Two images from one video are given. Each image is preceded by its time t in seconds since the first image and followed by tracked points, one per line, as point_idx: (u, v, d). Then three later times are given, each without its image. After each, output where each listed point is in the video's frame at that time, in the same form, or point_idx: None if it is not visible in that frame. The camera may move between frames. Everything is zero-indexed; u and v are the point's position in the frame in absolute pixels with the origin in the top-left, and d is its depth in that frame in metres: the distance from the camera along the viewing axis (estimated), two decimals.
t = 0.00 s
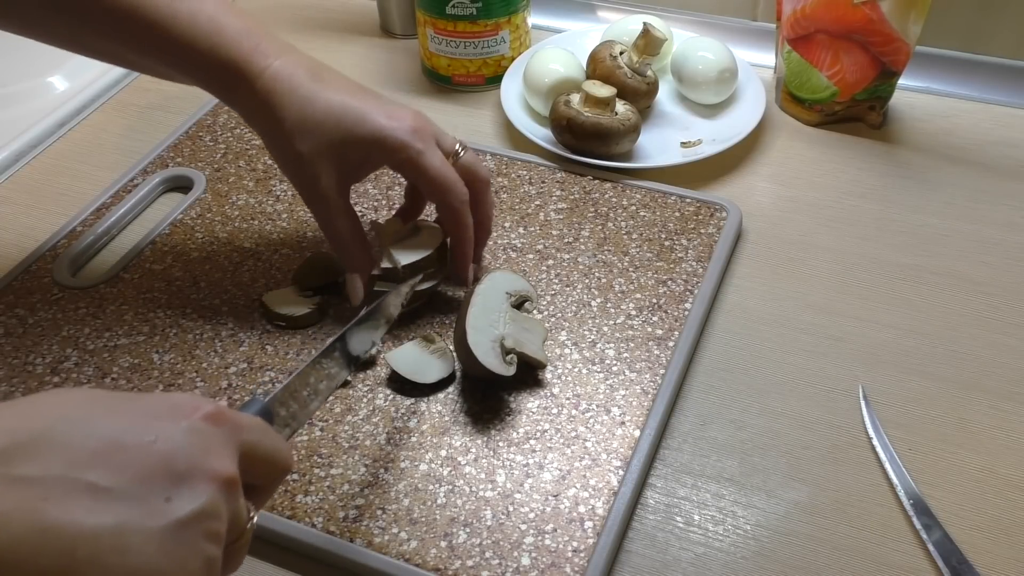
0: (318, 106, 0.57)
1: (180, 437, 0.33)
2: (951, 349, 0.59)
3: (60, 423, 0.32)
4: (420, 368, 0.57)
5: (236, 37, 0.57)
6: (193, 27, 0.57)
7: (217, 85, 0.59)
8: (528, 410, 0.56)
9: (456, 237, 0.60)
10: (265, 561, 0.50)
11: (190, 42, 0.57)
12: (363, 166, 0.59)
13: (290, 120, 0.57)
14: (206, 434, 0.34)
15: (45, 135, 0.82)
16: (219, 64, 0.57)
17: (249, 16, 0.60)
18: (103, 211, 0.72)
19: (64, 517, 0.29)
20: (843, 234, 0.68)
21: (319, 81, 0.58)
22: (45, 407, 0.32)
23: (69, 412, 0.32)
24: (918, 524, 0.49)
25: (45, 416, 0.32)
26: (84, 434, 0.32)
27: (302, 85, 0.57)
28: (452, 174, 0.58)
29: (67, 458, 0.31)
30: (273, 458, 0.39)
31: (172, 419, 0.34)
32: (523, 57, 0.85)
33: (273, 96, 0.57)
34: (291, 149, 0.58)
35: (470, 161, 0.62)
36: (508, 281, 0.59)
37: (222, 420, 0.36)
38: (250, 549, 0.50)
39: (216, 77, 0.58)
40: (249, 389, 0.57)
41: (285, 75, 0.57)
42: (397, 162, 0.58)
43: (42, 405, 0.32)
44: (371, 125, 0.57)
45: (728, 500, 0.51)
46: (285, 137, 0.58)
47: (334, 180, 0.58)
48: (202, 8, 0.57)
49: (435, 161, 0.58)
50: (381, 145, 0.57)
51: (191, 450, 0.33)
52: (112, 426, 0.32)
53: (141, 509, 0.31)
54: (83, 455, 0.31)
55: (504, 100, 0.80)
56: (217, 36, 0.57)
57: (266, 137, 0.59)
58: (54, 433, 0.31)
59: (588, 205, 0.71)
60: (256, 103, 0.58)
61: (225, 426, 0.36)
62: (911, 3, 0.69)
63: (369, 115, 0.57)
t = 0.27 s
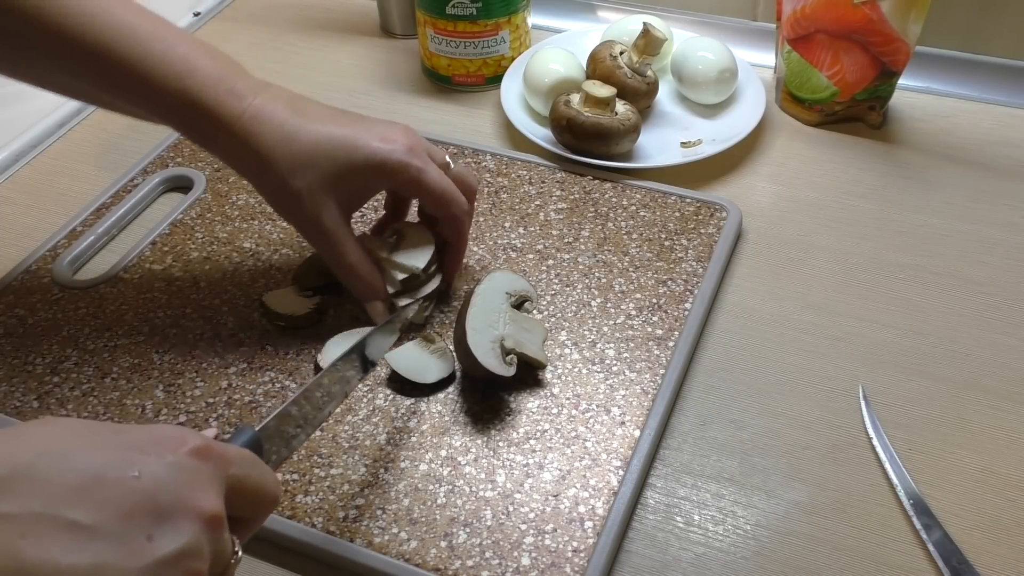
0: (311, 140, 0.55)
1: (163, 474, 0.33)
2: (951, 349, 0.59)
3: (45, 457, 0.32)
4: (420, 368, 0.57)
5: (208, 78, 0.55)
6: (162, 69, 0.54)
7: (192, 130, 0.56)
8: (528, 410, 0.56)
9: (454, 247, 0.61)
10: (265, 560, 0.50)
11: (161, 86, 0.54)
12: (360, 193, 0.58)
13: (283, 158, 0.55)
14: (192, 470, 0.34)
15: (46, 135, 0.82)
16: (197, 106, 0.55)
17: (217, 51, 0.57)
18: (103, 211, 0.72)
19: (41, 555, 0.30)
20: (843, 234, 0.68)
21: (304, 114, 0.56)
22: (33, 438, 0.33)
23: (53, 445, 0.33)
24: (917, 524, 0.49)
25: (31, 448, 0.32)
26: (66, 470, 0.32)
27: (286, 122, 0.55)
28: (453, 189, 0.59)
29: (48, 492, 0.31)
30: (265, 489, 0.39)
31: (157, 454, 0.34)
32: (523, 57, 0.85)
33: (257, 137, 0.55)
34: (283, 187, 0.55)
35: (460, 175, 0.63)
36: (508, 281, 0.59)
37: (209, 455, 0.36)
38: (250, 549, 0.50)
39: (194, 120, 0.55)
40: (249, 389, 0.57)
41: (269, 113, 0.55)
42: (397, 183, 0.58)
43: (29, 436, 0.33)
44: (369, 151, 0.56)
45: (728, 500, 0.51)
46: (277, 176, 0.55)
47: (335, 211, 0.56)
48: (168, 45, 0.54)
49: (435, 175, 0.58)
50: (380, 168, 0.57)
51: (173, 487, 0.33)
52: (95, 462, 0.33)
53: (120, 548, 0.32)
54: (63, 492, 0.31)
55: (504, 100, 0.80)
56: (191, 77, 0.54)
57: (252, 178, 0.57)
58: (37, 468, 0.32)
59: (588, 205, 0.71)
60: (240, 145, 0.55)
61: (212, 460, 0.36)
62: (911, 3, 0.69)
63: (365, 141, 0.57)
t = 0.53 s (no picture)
0: (298, 167, 0.55)
1: (168, 477, 0.33)
2: (951, 349, 0.59)
3: (50, 458, 0.32)
4: (420, 368, 0.57)
5: (188, 125, 0.55)
6: (138, 118, 0.54)
7: (181, 176, 0.56)
8: (528, 410, 0.56)
9: (454, 250, 0.61)
10: (265, 561, 0.50)
11: (143, 134, 0.54)
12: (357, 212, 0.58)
13: (274, 190, 0.55)
14: (197, 472, 0.35)
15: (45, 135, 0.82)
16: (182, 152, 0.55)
17: (191, 98, 0.58)
18: (103, 212, 0.72)
19: (46, 557, 0.30)
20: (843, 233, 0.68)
21: (285, 146, 0.57)
22: (38, 440, 0.33)
23: (58, 447, 0.33)
24: (918, 524, 0.49)
25: (36, 449, 0.32)
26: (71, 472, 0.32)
27: (270, 155, 0.56)
28: (446, 193, 0.59)
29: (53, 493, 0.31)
30: (270, 490, 0.39)
31: (162, 456, 0.34)
32: (523, 57, 0.85)
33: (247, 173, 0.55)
34: (283, 220, 0.55)
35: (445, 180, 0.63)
36: (508, 281, 0.59)
37: (215, 457, 0.36)
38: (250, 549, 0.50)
39: (184, 164, 0.55)
40: (250, 389, 0.57)
41: (252, 149, 0.56)
42: (391, 195, 0.58)
43: (34, 437, 0.33)
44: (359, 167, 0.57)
45: (728, 500, 0.51)
46: (274, 210, 0.55)
47: (336, 233, 0.56)
48: (142, 93, 0.55)
49: (425, 181, 0.58)
50: (371, 182, 0.57)
51: (178, 490, 0.33)
52: (99, 465, 0.33)
53: (125, 551, 0.32)
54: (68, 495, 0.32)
55: (504, 100, 0.80)
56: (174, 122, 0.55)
57: (248, 218, 0.56)
58: (42, 469, 0.32)
59: (588, 205, 0.71)
60: (231, 183, 0.55)
61: (218, 461, 0.36)
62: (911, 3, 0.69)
63: (354, 158, 0.57)
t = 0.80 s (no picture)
0: (322, 125, 0.57)
1: (162, 463, 0.34)
2: (951, 349, 0.59)
3: (45, 445, 0.33)
4: (420, 368, 0.57)
5: (229, 62, 0.57)
6: (183, 54, 0.57)
7: (215, 111, 0.59)
8: (528, 410, 0.56)
9: (458, 243, 0.61)
10: (264, 560, 0.50)
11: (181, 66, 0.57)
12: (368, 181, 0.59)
13: (295, 139, 0.57)
14: (191, 459, 0.35)
15: (45, 135, 0.82)
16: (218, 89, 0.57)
17: (236, 39, 0.60)
18: (103, 212, 0.72)
19: (40, 542, 0.31)
20: (843, 234, 0.68)
21: (319, 100, 0.58)
22: (32, 425, 0.33)
23: (53, 433, 0.33)
24: (917, 524, 0.49)
25: (30, 436, 0.33)
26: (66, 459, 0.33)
27: (300, 106, 0.57)
28: (458, 181, 0.59)
29: (48, 480, 0.32)
30: (262, 477, 0.40)
31: (157, 442, 0.35)
32: (523, 57, 0.85)
33: (272, 117, 0.57)
34: (294, 166, 0.57)
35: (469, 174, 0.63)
36: (508, 281, 0.59)
37: (209, 443, 0.36)
38: (249, 549, 0.50)
39: (214, 99, 0.58)
40: (250, 389, 0.57)
41: (283, 97, 0.57)
42: (404, 172, 0.58)
43: (28, 423, 0.33)
44: (379, 139, 0.57)
45: (728, 500, 0.51)
46: (288, 155, 0.57)
47: (343, 195, 0.57)
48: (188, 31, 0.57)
49: (441, 168, 0.58)
50: (388, 156, 0.57)
51: (172, 476, 0.34)
52: (94, 451, 0.33)
53: (118, 536, 0.32)
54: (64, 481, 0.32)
55: (504, 100, 0.80)
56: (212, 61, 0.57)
57: (268, 160, 0.58)
58: (37, 456, 0.32)
59: (588, 205, 0.71)
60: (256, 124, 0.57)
61: (212, 448, 0.37)
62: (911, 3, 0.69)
63: (376, 129, 0.58)
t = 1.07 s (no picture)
0: (302, 105, 0.58)
1: (187, 447, 0.34)
2: (951, 349, 0.59)
3: (68, 431, 0.32)
4: (420, 368, 0.57)
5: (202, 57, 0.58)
6: (156, 48, 0.57)
7: (195, 106, 0.59)
8: (528, 410, 0.56)
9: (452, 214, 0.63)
10: (264, 561, 0.50)
11: (159, 64, 0.57)
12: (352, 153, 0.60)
13: (277, 125, 0.58)
14: (214, 443, 0.35)
15: (45, 135, 0.82)
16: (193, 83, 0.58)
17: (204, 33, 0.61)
18: (103, 211, 0.72)
19: (70, 526, 0.30)
20: (843, 234, 0.68)
21: (294, 84, 0.59)
22: (53, 414, 0.32)
23: (76, 419, 0.32)
24: (917, 524, 0.49)
25: (53, 423, 0.32)
26: (91, 444, 0.32)
27: (278, 91, 0.58)
28: (438, 148, 0.61)
29: (74, 466, 0.31)
30: (279, 465, 0.40)
31: (180, 427, 0.34)
32: (523, 57, 0.85)
33: (250, 106, 0.58)
34: (279, 151, 0.58)
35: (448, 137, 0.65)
36: (508, 281, 0.59)
37: (229, 429, 0.36)
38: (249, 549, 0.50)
39: (193, 93, 0.58)
40: (250, 389, 0.57)
41: (260, 84, 0.58)
42: (385, 141, 0.60)
43: (49, 411, 0.32)
44: (358, 112, 0.59)
45: (727, 500, 0.51)
46: (272, 140, 0.58)
47: (329, 171, 0.59)
48: (160, 27, 0.58)
49: (421, 134, 0.60)
50: (369, 127, 0.59)
51: (198, 460, 0.34)
52: (118, 436, 0.33)
53: (148, 520, 0.32)
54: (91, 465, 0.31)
55: (503, 100, 0.80)
56: (188, 55, 0.58)
57: (250, 149, 0.59)
58: (61, 442, 0.31)
59: (588, 205, 0.71)
60: (237, 114, 0.58)
61: (233, 434, 0.36)
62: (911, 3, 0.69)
63: (354, 101, 0.59)
